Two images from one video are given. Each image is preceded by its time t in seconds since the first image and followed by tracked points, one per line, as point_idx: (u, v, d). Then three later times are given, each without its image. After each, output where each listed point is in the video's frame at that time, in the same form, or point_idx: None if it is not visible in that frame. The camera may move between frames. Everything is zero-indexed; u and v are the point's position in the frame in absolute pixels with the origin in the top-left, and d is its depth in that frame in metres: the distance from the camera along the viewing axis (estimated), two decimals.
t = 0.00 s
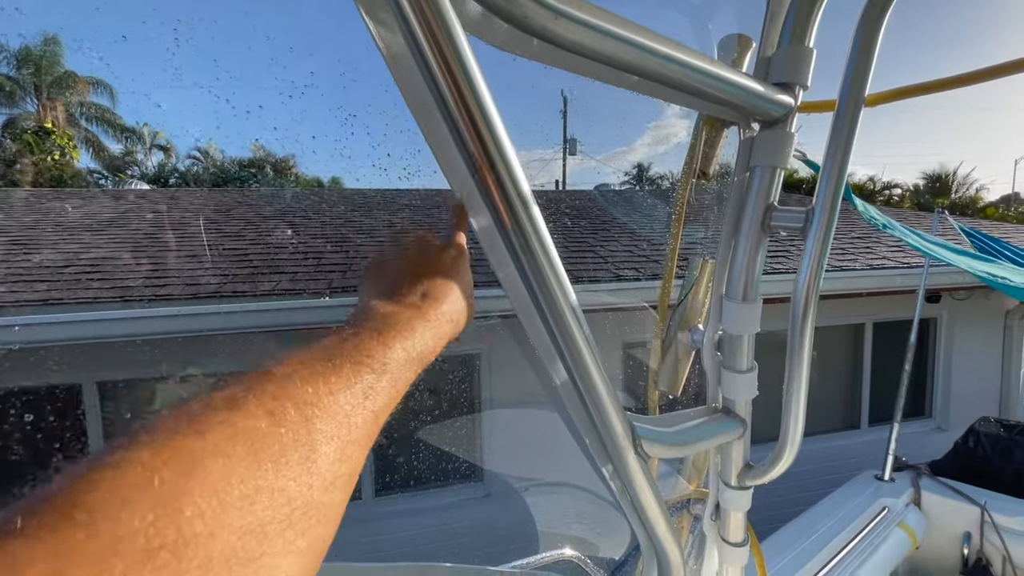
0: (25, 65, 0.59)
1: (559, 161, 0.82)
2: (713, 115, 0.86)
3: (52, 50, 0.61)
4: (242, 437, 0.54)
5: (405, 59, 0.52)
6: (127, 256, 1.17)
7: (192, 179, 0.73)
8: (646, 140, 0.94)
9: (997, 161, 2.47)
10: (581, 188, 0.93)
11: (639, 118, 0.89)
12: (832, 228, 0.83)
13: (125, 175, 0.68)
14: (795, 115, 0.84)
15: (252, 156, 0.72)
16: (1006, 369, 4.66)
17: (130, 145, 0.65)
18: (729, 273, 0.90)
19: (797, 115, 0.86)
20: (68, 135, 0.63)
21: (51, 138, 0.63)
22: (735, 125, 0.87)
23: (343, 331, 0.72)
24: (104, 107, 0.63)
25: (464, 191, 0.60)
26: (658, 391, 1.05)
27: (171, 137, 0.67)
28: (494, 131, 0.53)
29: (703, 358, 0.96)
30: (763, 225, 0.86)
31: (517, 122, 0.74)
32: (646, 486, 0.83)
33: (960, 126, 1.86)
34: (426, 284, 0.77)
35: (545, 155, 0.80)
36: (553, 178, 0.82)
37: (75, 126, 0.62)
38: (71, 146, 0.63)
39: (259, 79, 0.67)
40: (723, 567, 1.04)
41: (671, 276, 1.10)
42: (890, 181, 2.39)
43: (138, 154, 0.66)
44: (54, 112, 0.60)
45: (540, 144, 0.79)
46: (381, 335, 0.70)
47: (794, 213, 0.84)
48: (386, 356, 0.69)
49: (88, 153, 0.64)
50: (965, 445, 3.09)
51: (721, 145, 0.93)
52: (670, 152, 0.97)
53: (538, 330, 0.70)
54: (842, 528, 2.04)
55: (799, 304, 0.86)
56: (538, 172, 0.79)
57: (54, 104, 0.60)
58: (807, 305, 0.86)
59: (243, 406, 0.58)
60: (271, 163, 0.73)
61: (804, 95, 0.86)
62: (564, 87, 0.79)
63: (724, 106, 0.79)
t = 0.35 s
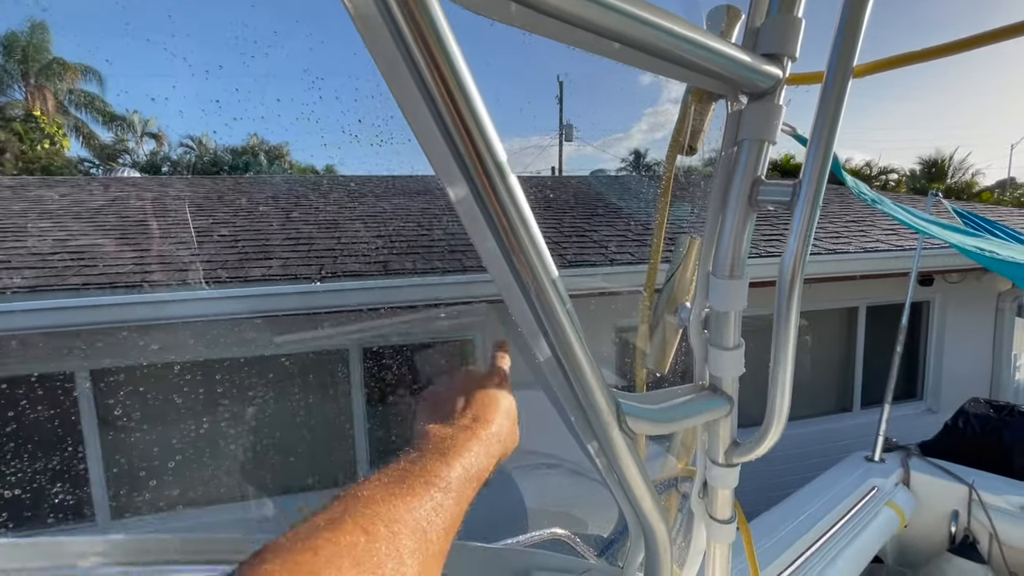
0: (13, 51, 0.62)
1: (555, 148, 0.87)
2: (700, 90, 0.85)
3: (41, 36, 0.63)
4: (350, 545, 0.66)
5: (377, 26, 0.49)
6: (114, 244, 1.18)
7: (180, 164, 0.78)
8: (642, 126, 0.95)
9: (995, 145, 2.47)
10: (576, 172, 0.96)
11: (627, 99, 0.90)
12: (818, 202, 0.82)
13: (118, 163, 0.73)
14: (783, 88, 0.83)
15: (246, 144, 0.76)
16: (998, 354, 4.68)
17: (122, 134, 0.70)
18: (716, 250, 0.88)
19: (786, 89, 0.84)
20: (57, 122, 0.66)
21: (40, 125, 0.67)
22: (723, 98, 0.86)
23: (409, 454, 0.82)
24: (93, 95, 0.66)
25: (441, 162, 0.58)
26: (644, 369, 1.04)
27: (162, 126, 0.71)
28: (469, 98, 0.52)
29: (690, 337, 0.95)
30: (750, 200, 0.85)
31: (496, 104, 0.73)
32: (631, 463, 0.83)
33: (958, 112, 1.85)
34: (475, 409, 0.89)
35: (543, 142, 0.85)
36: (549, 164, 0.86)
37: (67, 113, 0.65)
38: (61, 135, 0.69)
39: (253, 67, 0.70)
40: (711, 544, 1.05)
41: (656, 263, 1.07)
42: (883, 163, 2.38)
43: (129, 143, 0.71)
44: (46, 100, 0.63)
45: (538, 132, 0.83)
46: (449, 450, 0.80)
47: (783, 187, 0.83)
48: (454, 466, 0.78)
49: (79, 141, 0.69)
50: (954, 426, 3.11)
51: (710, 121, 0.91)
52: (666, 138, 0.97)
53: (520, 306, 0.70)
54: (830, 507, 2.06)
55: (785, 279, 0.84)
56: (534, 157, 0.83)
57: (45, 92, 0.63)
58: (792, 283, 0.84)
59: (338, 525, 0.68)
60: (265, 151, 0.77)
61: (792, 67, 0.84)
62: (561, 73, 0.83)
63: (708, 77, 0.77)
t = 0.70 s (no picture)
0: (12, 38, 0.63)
1: (557, 136, 0.93)
2: (682, 70, 0.84)
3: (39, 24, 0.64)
4: None
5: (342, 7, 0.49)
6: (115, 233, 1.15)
7: (184, 154, 0.79)
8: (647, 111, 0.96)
9: (996, 130, 2.44)
10: (578, 160, 1.00)
11: (611, 75, 0.89)
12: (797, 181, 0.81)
13: (120, 152, 0.73)
14: (764, 67, 0.83)
15: (247, 132, 0.77)
16: (997, 341, 4.68)
17: (123, 122, 0.70)
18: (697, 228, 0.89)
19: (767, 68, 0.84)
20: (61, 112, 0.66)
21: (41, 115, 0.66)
22: (705, 79, 0.86)
23: None
24: (96, 85, 0.67)
25: (412, 141, 0.59)
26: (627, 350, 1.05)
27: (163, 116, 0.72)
28: (436, 76, 0.52)
29: (672, 317, 0.96)
30: (730, 179, 0.85)
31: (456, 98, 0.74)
32: (610, 440, 0.84)
33: (965, 103, 1.79)
34: (545, 526, 0.88)
35: (545, 130, 0.92)
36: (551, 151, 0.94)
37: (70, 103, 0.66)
38: (64, 124, 0.68)
39: (240, 49, 0.69)
40: (696, 521, 1.07)
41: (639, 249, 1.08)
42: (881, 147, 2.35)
43: (130, 132, 0.72)
44: (48, 89, 0.64)
45: (541, 120, 0.91)
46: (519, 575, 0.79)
47: (763, 166, 0.83)
48: None
49: (81, 131, 0.68)
50: (949, 411, 3.12)
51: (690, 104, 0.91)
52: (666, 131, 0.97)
53: (498, 284, 0.71)
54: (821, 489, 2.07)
55: (765, 256, 0.84)
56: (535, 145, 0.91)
57: (47, 82, 0.64)
58: (774, 254, 0.84)
59: None
60: (267, 139, 0.79)
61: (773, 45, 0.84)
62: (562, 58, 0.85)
63: (686, 56, 0.77)
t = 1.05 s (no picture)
0: (31, 33, 0.67)
1: (569, 125, 0.99)
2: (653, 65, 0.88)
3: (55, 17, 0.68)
4: None
5: (312, 12, 0.54)
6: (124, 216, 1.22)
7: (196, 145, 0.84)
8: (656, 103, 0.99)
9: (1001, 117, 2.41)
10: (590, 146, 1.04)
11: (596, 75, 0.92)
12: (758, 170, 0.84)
13: (135, 144, 0.78)
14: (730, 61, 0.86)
15: (260, 124, 0.84)
16: (1006, 333, 4.64)
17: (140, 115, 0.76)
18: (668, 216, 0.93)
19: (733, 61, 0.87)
20: (79, 105, 0.70)
21: (60, 108, 0.69)
22: (674, 73, 0.89)
23: None
24: (112, 78, 0.72)
25: (384, 136, 0.64)
26: (604, 332, 1.10)
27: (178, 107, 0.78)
28: (399, 75, 0.57)
29: (646, 301, 1.01)
30: (698, 169, 0.89)
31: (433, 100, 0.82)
32: (582, 415, 0.89)
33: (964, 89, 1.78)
34: None
35: (556, 119, 0.98)
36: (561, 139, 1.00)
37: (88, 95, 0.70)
38: (81, 117, 0.71)
39: (230, 51, 0.76)
40: (672, 496, 1.12)
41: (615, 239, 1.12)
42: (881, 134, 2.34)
43: (145, 123, 0.77)
44: (66, 82, 0.68)
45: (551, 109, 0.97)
46: None
47: (728, 155, 0.86)
48: None
49: (98, 123, 0.73)
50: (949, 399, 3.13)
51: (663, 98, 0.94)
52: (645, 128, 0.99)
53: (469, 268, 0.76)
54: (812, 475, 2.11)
55: (726, 244, 0.87)
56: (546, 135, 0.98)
57: (65, 75, 0.68)
58: (733, 247, 0.87)
59: None
60: (279, 129, 0.85)
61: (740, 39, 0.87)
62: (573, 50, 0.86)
63: (652, 52, 0.81)
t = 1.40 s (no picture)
0: (66, 36, 0.75)
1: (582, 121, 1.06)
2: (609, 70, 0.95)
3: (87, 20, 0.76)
4: None
5: (281, 29, 0.64)
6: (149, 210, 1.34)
7: (220, 141, 0.93)
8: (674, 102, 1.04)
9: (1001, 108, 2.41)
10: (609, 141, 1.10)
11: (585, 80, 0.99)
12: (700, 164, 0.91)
13: (162, 140, 0.88)
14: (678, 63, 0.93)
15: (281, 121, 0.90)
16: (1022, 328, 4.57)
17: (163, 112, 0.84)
18: (625, 207, 1.01)
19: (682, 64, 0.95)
20: (108, 104, 0.79)
21: (92, 107, 0.79)
22: (629, 75, 0.96)
23: None
24: (138, 76, 0.81)
25: (349, 135, 0.73)
26: (572, 314, 1.18)
27: (201, 105, 0.87)
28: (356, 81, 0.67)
29: (609, 285, 1.09)
30: (650, 163, 0.96)
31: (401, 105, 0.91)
32: (545, 388, 0.98)
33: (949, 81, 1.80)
34: None
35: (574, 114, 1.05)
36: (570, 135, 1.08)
37: (116, 94, 0.79)
38: (112, 116, 0.81)
39: (230, 57, 0.84)
40: (641, 467, 1.20)
41: (580, 234, 1.21)
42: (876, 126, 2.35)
43: (171, 121, 0.86)
44: (97, 82, 0.76)
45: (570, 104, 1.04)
46: None
47: (675, 150, 0.93)
48: None
49: (128, 121, 0.82)
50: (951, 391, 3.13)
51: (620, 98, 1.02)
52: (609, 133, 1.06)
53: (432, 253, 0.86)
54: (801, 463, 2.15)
55: (674, 234, 0.95)
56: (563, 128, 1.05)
57: (96, 76, 0.76)
58: (680, 237, 0.94)
59: None
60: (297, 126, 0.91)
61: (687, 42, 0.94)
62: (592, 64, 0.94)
63: (604, 57, 0.88)
